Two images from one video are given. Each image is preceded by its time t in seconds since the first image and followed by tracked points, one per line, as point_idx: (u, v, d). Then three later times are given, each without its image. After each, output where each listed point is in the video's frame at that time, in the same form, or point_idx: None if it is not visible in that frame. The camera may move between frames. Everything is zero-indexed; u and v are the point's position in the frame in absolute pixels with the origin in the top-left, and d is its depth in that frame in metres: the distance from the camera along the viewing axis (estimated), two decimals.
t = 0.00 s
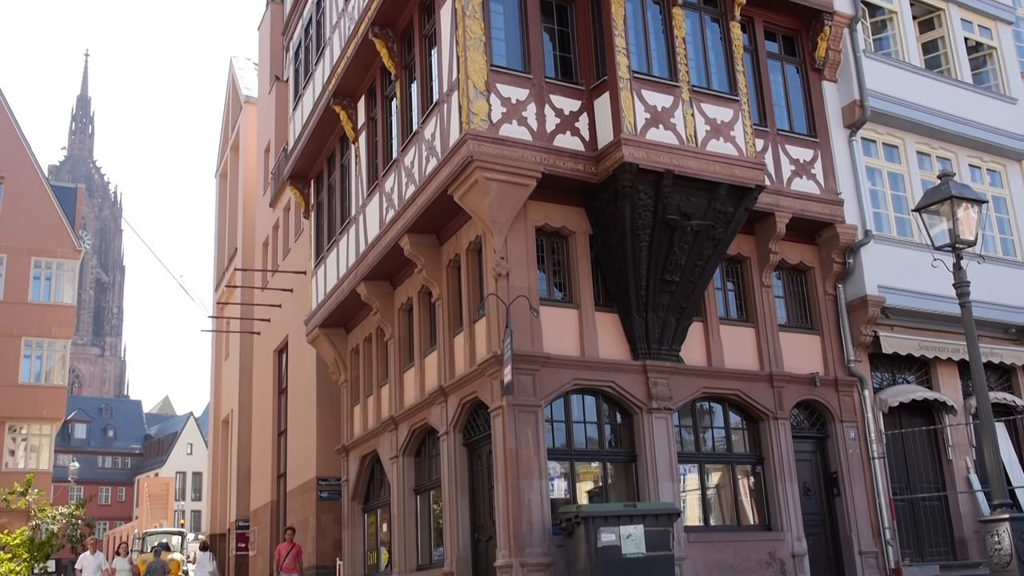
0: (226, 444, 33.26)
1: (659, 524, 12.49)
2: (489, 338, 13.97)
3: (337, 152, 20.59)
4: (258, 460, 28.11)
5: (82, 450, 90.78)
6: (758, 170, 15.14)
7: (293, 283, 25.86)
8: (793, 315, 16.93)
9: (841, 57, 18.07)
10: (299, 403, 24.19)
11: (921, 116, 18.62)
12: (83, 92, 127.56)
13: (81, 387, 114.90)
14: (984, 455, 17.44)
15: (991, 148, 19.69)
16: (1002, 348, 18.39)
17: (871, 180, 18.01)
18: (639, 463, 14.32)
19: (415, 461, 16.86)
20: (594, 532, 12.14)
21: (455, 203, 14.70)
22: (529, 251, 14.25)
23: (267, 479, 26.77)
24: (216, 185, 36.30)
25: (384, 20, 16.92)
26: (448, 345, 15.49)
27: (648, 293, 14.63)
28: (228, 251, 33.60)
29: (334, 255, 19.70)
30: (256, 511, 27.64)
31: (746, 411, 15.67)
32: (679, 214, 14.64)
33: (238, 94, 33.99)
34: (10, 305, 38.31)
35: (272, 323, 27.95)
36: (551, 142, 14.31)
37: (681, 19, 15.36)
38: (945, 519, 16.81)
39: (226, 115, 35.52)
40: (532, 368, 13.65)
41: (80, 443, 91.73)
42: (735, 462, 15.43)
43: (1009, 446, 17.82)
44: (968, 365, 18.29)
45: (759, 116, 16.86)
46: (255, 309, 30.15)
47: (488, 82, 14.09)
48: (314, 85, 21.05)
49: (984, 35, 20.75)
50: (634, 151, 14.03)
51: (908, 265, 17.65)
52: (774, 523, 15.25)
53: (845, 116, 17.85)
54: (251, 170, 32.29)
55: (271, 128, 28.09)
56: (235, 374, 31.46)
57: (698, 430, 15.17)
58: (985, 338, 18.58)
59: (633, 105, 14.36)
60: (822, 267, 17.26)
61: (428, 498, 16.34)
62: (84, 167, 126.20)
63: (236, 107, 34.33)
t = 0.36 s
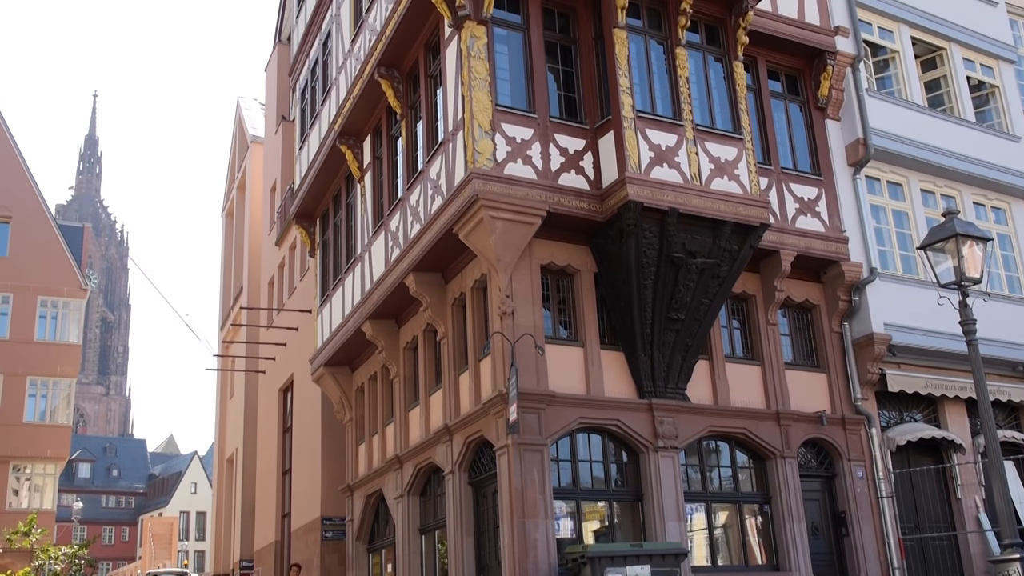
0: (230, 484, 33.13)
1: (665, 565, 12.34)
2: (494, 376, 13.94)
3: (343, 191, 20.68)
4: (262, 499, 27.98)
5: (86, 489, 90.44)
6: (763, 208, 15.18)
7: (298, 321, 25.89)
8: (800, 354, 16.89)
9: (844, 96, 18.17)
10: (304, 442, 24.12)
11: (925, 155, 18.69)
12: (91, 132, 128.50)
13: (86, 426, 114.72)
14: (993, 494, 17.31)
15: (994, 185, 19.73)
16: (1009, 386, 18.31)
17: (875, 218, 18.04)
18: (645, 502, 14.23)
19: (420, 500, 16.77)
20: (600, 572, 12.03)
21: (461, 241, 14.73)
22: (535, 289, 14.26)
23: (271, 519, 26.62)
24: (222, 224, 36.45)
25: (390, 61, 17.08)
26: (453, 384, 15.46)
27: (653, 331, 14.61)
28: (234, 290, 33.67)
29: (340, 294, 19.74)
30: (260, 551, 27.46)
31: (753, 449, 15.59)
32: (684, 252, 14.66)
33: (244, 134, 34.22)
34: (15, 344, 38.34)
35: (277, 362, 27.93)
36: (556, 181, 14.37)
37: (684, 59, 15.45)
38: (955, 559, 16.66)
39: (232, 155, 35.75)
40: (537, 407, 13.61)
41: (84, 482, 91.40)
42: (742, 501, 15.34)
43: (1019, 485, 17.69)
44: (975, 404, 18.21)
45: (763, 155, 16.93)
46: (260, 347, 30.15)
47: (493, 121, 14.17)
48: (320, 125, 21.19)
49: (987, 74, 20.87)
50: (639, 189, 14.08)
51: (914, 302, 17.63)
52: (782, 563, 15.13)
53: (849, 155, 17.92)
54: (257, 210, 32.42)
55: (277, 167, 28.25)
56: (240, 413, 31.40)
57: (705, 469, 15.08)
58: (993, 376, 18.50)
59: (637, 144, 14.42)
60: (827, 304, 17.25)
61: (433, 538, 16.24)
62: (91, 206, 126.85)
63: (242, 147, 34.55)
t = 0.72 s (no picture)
0: (232, 521, 32.94)
1: None
2: (498, 412, 13.89)
3: (347, 227, 20.73)
4: (264, 537, 27.81)
5: (88, 526, 89.95)
6: (766, 244, 15.20)
7: (302, 357, 25.86)
8: (804, 389, 16.83)
9: (846, 132, 18.24)
10: (307, 479, 24.02)
11: (927, 190, 18.73)
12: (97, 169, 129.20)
13: (88, 462, 114.33)
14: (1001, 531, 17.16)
15: (997, 221, 19.75)
16: (1016, 422, 18.20)
17: (879, 253, 18.04)
18: (650, 539, 14.13)
19: (423, 537, 16.65)
20: None
21: (464, 277, 14.74)
22: (538, 324, 14.25)
23: (273, 556, 26.44)
24: (227, 260, 36.53)
25: (394, 97, 17.19)
26: (456, 420, 15.41)
27: (657, 367, 14.57)
28: (238, 325, 33.68)
29: (343, 329, 19.75)
30: None
31: (759, 486, 15.49)
32: (688, 287, 14.67)
33: (249, 170, 34.40)
34: (18, 379, 38.31)
35: (280, 397, 27.87)
36: (560, 217, 14.40)
37: (687, 96, 15.52)
38: None
39: (237, 191, 35.90)
40: (541, 443, 13.55)
41: (86, 519, 90.93)
42: (747, 539, 15.23)
43: None
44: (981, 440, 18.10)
45: (767, 190, 16.96)
46: (263, 383, 30.09)
47: (497, 157, 14.23)
48: (325, 161, 21.28)
49: (988, 109, 20.96)
50: (642, 225, 14.11)
51: (919, 337, 17.60)
52: None
53: (852, 190, 17.95)
54: (261, 246, 32.50)
55: (281, 203, 28.35)
56: (243, 450, 31.28)
57: (710, 505, 14.98)
58: (999, 412, 18.40)
59: (641, 180, 14.47)
60: (832, 340, 17.21)
61: None
62: (96, 242, 127.25)
63: (247, 184, 34.70)
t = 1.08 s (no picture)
0: (230, 567, 32.64)
1: None
2: (498, 458, 13.80)
3: (348, 272, 20.75)
4: None
5: (84, 573, 89.08)
6: (766, 288, 15.22)
7: (301, 402, 25.79)
8: (806, 434, 16.75)
9: (844, 177, 18.33)
10: (306, 525, 23.84)
11: (926, 235, 18.80)
12: (98, 214, 129.58)
13: (85, 508, 113.51)
14: None
15: (997, 265, 19.79)
16: (1019, 466, 18.10)
17: (879, 298, 18.05)
18: None
19: None
20: None
21: (465, 321, 14.74)
22: (539, 369, 14.23)
23: None
24: (227, 305, 36.56)
25: (395, 143, 17.30)
26: (457, 466, 15.32)
27: (658, 411, 14.52)
28: (238, 370, 33.61)
29: (343, 374, 19.72)
30: None
31: (761, 532, 15.36)
32: (688, 331, 14.68)
33: (251, 216, 34.52)
34: (16, 425, 38.14)
35: (280, 442, 27.73)
36: (560, 261, 14.44)
37: (686, 142, 15.63)
38: None
39: (238, 236, 36.02)
40: (542, 488, 13.46)
41: (82, 566, 90.07)
42: None
43: None
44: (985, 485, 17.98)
45: (766, 235, 17.01)
46: (263, 429, 29.96)
47: (497, 203, 14.29)
48: (326, 207, 21.38)
49: (985, 154, 21.09)
50: (642, 269, 14.15)
51: (920, 382, 17.56)
52: None
53: (851, 235, 18.01)
54: (262, 290, 32.52)
55: (282, 248, 28.42)
56: (241, 496, 31.07)
57: (712, 552, 14.83)
58: (1002, 457, 18.30)
59: (640, 224, 14.52)
60: (833, 385, 17.17)
61: None
62: (96, 286, 127.40)
63: (248, 229, 34.81)
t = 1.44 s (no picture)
0: None
1: None
2: (499, 493, 13.73)
3: (350, 307, 20.76)
4: None
5: None
6: (767, 323, 15.23)
7: (302, 438, 25.71)
8: (809, 470, 16.68)
9: (845, 212, 18.38)
10: (306, 561, 23.68)
11: (927, 269, 18.82)
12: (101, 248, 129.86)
13: (84, 545, 112.78)
14: None
15: (998, 299, 19.80)
16: None
17: (881, 332, 18.04)
18: None
19: None
20: None
21: (466, 356, 14.73)
22: (540, 404, 14.20)
23: None
24: (228, 340, 36.54)
25: (397, 179, 17.38)
26: (458, 501, 15.24)
27: (660, 447, 14.47)
28: (238, 405, 33.53)
29: (344, 409, 19.68)
30: None
31: (764, 568, 15.24)
32: (690, 366, 14.67)
33: (252, 251, 34.58)
34: (16, 460, 38.00)
35: (281, 478, 27.60)
36: (561, 296, 14.46)
37: (687, 177, 15.69)
38: None
39: (240, 271, 36.07)
40: (544, 524, 13.38)
41: None
42: None
43: None
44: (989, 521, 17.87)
45: (767, 270, 17.03)
46: (263, 464, 29.84)
47: (499, 238, 14.33)
48: (328, 242, 21.43)
49: (985, 190, 21.15)
50: (644, 304, 14.16)
51: (922, 417, 17.51)
52: None
53: (852, 270, 18.02)
54: (264, 324, 32.51)
55: (284, 283, 28.44)
56: (241, 532, 30.88)
57: None
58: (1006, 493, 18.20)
59: (642, 259, 14.55)
60: (835, 420, 17.11)
61: None
62: (98, 321, 127.45)
63: (250, 264, 34.87)
